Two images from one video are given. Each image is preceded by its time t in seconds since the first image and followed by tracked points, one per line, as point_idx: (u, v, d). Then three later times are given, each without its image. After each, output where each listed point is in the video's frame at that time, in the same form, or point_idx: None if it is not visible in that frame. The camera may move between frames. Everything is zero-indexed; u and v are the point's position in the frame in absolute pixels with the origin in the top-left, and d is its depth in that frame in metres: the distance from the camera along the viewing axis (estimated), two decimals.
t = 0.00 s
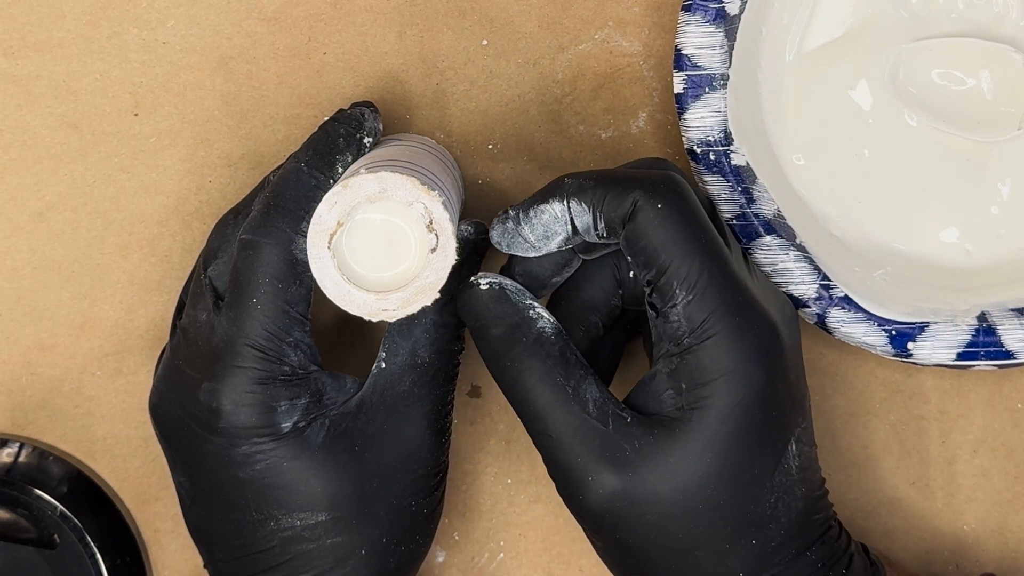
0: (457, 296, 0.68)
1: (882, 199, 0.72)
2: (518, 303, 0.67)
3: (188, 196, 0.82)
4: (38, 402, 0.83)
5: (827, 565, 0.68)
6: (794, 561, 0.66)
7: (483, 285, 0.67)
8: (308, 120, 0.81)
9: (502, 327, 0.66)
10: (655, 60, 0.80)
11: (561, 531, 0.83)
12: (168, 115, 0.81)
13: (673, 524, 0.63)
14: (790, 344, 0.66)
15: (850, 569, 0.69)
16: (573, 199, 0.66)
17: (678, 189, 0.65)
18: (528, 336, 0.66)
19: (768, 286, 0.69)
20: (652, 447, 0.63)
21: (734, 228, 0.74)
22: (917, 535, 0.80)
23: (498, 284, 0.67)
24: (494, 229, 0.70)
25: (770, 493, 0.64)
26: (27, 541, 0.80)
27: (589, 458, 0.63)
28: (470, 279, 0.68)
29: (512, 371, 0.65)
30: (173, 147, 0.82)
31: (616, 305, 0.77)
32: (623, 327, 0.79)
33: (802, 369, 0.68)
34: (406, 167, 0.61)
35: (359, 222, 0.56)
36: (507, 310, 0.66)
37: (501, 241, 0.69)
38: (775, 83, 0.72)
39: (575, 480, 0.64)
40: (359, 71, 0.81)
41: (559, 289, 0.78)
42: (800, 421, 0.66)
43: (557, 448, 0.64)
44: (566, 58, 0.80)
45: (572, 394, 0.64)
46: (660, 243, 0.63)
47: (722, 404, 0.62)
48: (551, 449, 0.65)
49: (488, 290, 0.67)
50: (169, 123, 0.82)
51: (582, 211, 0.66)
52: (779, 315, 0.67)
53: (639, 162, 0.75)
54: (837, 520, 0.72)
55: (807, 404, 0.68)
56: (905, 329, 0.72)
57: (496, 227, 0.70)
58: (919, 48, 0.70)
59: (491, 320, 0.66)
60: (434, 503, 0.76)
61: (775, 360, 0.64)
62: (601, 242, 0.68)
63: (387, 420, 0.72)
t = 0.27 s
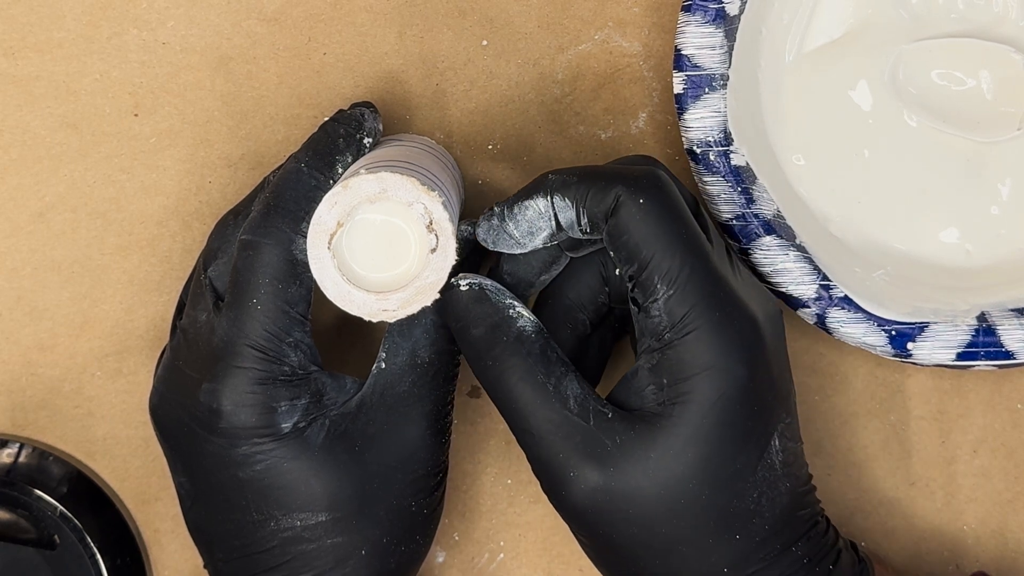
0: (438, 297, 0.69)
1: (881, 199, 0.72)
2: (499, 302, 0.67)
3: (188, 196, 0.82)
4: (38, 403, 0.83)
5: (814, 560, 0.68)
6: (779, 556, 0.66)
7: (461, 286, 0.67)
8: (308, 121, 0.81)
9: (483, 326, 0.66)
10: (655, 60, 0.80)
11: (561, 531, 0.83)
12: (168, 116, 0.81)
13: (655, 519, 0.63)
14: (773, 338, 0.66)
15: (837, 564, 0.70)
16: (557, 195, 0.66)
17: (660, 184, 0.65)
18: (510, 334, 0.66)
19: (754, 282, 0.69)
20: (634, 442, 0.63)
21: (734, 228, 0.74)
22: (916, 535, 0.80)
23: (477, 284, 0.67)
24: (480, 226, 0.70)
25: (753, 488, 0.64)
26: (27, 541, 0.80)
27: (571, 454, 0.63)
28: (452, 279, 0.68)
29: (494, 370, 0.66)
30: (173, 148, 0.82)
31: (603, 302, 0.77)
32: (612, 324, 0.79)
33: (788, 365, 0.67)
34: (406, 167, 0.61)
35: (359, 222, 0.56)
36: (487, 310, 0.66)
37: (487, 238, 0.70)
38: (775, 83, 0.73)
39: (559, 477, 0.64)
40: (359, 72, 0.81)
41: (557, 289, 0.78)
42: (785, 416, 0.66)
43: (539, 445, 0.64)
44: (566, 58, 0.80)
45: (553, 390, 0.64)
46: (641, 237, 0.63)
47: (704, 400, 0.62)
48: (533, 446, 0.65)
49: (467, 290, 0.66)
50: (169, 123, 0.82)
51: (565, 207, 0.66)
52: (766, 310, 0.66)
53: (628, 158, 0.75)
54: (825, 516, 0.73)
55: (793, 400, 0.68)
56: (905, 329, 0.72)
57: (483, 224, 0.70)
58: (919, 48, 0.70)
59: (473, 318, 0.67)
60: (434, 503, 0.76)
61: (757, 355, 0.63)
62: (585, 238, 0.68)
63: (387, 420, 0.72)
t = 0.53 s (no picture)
0: (439, 296, 0.69)
1: (881, 199, 0.72)
2: (499, 300, 0.67)
3: (188, 196, 0.82)
4: (38, 402, 0.83)
5: (811, 561, 0.68)
6: (776, 557, 0.66)
7: (461, 282, 0.67)
8: (308, 121, 0.81)
9: (483, 324, 0.67)
10: (655, 60, 0.80)
11: (560, 531, 0.83)
12: (168, 116, 0.81)
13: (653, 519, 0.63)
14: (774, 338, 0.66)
15: (834, 565, 0.70)
16: (555, 195, 0.66)
17: (661, 184, 0.65)
18: (511, 333, 0.66)
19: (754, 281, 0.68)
20: (634, 443, 0.63)
21: (734, 228, 0.74)
22: (916, 535, 0.80)
23: (478, 282, 0.67)
24: (480, 228, 0.70)
25: (751, 489, 0.64)
26: (27, 541, 0.80)
27: (570, 454, 0.63)
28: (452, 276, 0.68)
29: (494, 368, 0.66)
30: (173, 147, 0.82)
31: (602, 301, 0.77)
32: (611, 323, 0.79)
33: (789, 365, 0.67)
34: (406, 167, 0.61)
35: (359, 222, 0.56)
36: (488, 307, 0.67)
37: (486, 240, 0.70)
38: (775, 83, 0.73)
39: (557, 477, 0.64)
40: (359, 71, 0.81)
41: (556, 288, 0.78)
42: (784, 417, 0.66)
43: (539, 444, 0.64)
44: (566, 58, 0.80)
45: (553, 390, 0.64)
46: (640, 238, 0.63)
47: (704, 401, 0.62)
48: (533, 446, 0.65)
49: (467, 286, 0.67)
50: (169, 123, 0.82)
51: (563, 208, 0.66)
52: (765, 309, 0.66)
53: (630, 158, 0.75)
54: (822, 516, 0.73)
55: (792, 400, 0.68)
56: (905, 329, 0.72)
57: (482, 226, 0.70)
58: (919, 48, 0.70)
59: (475, 317, 0.67)
60: (434, 503, 0.76)
61: (758, 356, 0.63)
62: (584, 238, 0.68)
63: (386, 420, 0.72)
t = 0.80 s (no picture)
0: (449, 319, 0.64)
1: (882, 199, 0.72)
2: (518, 325, 0.63)
3: (188, 195, 0.82)
4: (38, 402, 0.83)
5: None
6: None
7: (474, 304, 0.63)
8: (308, 121, 0.81)
9: (500, 353, 0.63)
10: (655, 60, 0.80)
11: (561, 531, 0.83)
12: (168, 116, 0.81)
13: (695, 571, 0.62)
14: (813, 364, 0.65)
15: None
16: (580, 218, 0.63)
17: (700, 207, 0.62)
18: (535, 365, 0.63)
19: (788, 301, 0.67)
20: (676, 489, 0.61)
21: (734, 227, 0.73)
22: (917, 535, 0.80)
23: (493, 304, 0.63)
24: (486, 251, 0.66)
25: (794, 532, 0.64)
26: (27, 541, 0.80)
27: (608, 507, 0.61)
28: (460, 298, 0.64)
29: (513, 405, 0.63)
30: (173, 147, 0.82)
31: (615, 311, 0.77)
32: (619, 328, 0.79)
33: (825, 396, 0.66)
34: (406, 166, 0.61)
35: (359, 221, 0.56)
36: (506, 333, 0.63)
37: (495, 266, 0.65)
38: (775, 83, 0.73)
39: (590, 530, 0.62)
40: (359, 71, 0.81)
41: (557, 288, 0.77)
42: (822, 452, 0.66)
43: (570, 494, 0.62)
44: (566, 58, 0.80)
45: (587, 435, 0.62)
46: (681, 268, 0.61)
47: (748, 444, 0.61)
48: (563, 496, 0.63)
49: (482, 310, 0.63)
50: (169, 123, 0.82)
51: (590, 231, 0.63)
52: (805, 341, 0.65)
53: (645, 159, 0.71)
54: (848, 539, 0.71)
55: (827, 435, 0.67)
56: (905, 329, 0.72)
57: (488, 248, 0.66)
58: (919, 48, 0.71)
59: (489, 344, 0.63)
60: (434, 502, 0.76)
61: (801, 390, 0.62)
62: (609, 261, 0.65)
63: (387, 419, 0.72)
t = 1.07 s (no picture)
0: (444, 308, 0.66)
1: (882, 200, 0.72)
2: (508, 314, 0.65)
3: (188, 196, 0.82)
4: (38, 402, 0.83)
5: None
6: None
7: (471, 295, 0.64)
8: (308, 121, 0.81)
9: (491, 340, 0.64)
10: (655, 60, 0.80)
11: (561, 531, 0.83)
12: (168, 116, 0.81)
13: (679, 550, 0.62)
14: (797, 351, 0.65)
15: None
16: (566, 208, 0.64)
17: (682, 196, 0.64)
18: (523, 351, 0.64)
19: (772, 292, 0.68)
20: (659, 470, 0.62)
21: (734, 228, 0.73)
22: (917, 535, 0.80)
23: (487, 295, 0.65)
24: (481, 241, 0.68)
25: (778, 513, 0.64)
26: (26, 541, 0.80)
27: (591, 485, 0.62)
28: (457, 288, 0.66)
29: (501, 388, 0.64)
30: (173, 147, 0.82)
31: (607, 304, 0.77)
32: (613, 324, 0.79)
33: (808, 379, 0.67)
34: (406, 167, 0.61)
35: (359, 222, 0.56)
36: (498, 322, 0.64)
37: (489, 254, 0.67)
38: (775, 83, 0.73)
39: (576, 510, 0.63)
40: (359, 71, 0.81)
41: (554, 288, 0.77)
42: (806, 435, 0.66)
43: (554, 476, 0.63)
44: (566, 58, 0.80)
45: (570, 415, 0.63)
46: (665, 253, 0.62)
47: (730, 423, 0.61)
48: (549, 476, 0.63)
49: (477, 299, 0.64)
50: (169, 123, 0.82)
51: (576, 221, 0.64)
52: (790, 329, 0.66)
53: (634, 157, 0.73)
54: (835, 526, 0.71)
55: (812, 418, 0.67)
56: (905, 329, 0.72)
57: (483, 238, 0.68)
58: (919, 48, 0.70)
59: (481, 332, 0.64)
60: (434, 503, 0.76)
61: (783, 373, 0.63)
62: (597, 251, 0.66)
63: (387, 420, 0.72)
